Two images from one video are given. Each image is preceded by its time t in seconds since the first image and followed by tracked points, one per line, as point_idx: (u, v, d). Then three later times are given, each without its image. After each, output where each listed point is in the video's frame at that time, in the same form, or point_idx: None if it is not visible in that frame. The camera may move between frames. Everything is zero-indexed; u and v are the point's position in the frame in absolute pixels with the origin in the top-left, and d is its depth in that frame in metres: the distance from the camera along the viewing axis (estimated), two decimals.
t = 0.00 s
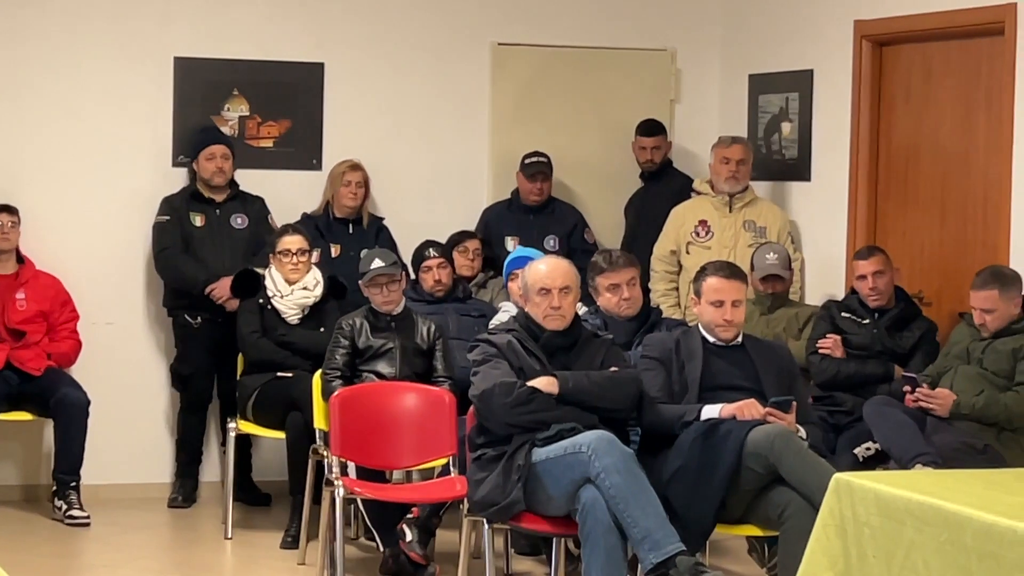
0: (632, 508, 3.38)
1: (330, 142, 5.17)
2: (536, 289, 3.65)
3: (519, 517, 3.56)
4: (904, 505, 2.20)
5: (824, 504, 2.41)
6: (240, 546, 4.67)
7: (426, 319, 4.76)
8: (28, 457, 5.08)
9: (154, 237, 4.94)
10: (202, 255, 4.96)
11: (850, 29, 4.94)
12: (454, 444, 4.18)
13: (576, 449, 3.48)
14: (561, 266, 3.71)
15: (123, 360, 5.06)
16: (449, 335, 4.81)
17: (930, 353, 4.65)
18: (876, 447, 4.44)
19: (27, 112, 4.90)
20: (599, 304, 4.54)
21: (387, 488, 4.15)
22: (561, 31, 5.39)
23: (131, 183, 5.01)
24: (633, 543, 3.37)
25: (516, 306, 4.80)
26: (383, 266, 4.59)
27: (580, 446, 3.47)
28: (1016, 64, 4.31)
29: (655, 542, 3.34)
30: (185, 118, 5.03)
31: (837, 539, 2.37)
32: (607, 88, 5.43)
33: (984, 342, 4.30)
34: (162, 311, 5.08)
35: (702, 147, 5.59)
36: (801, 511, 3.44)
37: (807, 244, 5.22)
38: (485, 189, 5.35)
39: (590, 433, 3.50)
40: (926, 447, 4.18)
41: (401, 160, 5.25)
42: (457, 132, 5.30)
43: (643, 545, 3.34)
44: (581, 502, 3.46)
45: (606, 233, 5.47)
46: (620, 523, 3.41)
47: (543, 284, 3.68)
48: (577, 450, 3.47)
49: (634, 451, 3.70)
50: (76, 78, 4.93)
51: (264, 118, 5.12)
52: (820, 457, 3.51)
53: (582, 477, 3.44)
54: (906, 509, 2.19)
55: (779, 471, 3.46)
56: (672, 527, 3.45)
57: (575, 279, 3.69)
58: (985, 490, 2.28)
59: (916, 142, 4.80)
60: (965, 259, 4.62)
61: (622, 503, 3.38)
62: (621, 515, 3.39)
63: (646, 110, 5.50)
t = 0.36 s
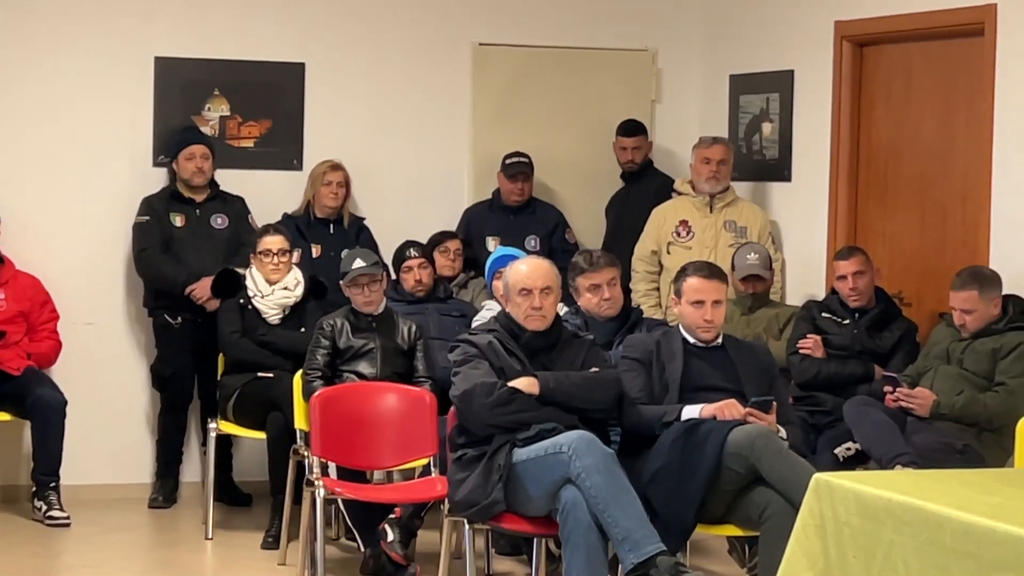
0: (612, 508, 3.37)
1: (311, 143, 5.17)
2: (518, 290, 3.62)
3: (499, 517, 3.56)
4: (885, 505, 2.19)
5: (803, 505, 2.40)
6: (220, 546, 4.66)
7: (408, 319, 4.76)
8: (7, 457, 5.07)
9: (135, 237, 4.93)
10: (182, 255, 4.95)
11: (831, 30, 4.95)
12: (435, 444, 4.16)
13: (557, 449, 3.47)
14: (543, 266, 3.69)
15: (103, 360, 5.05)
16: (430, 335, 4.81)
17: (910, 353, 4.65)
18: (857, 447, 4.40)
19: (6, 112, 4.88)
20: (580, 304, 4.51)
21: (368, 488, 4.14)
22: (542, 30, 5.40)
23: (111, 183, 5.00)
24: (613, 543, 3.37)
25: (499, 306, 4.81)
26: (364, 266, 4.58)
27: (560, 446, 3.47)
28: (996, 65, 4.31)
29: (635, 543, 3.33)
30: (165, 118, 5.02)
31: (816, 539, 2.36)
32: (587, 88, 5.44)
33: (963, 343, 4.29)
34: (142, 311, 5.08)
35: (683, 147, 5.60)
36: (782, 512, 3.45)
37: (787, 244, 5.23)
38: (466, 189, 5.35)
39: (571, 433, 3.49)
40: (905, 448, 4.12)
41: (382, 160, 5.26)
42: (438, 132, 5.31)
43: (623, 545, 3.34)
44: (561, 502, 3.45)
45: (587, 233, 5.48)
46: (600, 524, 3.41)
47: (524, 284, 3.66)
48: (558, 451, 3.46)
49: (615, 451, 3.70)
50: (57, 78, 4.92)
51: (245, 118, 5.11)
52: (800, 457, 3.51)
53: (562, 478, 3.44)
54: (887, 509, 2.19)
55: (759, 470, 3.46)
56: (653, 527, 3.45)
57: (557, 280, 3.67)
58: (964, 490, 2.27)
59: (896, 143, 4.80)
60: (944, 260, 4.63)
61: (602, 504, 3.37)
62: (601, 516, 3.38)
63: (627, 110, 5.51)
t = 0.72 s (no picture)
0: (591, 508, 3.36)
1: (290, 143, 5.18)
2: (498, 290, 3.62)
3: (479, 517, 3.54)
4: (864, 506, 2.11)
5: (780, 503, 2.31)
6: (199, 547, 4.65)
7: (387, 320, 4.74)
8: None
9: (113, 237, 4.92)
10: (160, 255, 4.95)
11: (810, 30, 4.96)
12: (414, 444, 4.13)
13: (536, 449, 3.46)
14: (521, 266, 3.69)
15: (83, 361, 5.04)
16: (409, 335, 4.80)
17: (889, 353, 4.64)
18: (836, 447, 4.41)
19: None
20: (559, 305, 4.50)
21: (346, 489, 4.10)
22: (522, 30, 5.40)
23: (90, 183, 5.00)
24: (592, 543, 3.35)
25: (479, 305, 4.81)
26: (343, 265, 4.57)
27: (540, 446, 3.45)
28: (974, 65, 4.32)
29: (614, 543, 3.32)
30: (144, 118, 5.02)
31: (795, 539, 2.27)
32: (567, 89, 5.45)
33: (942, 343, 4.27)
34: (121, 311, 5.07)
35: (663, 148, 5.61)
36: (761, 511, 3.43)
37: (766, 244, 5.23)
38: (446, 189, 5.36)
39: (550, 433, 3.48)
40: (883, 448, 4.08)
41: (361, 160, 5.26)
42: (419, 132, 5.31)
43: (602, 546, 3.32)
44: (540, 503, 3.43)
45: (567, 233, 5.49)
46: (579, 524, 3.39)
47: (504, 284, 3.65)
48: (537, 451, 3.45)
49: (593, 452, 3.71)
50: (35, 77, 4.91)
51: (224, 118, 5.11)
52: (779, 457, 3.50)
53: (541, 478, 3.43)
54: (866, 509, 2.11)
55: (738, 470, 3.45)
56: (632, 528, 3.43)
57: (536, 280, 3.67)
58: (944, 490, 2.21)
59: (876, 143, 4.81)
60: (923, 260, 4.64)
61: (581, 504, 3.36)
62: (580, 516, 3.36)
63: (606, 110, 5.52)
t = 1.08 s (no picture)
0: (567, 509, 3.36)
1: (266, 144, 5.18)
2: (474, 291, 3.60)
3: (455, 518, 3.53)
4: (840, 506, 2.15)
5: (757, 505, 2.35)
6: (174, 547, 4.64)
7: (364, 320, 4.73)
8: None
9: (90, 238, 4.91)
10: (136, 255, 4.94)
11: (786, 31, 4.97)
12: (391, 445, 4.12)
13: (513, 450, 3.46)
14: (498, 266, 3.67)
15: (58, 361, 5.03)
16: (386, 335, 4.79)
17: (865, 353, 4.64)
18: (811, 447, 4.37)
19: None
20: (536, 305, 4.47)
21: (323, 489, 4.09)
22: (498, 31, 5.41)
23: (66, 183, 4.99)
24: (569, 543, 3.35)
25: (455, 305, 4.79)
26: (320, 264, 4.55)
27: (516, 447, 3.45)
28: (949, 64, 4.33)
29: (590, 543, 3.32)
30: (120, 118, 5.01)
31: (772, 539, 2.31)
32: (544, 89, 5.46)
33: (917, 343, 4.27)
34: (97, 311, 5.06)
35: (639, 149, 5.62)
36: (736, 512, 3.44)
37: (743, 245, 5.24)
38: (423, 190, 5.36)
39: (527, 433, 3.48)
40: (859, 448, 4.06)
41: (338, 160, 5.26)
42: (395, 133, 5.31)
43: (578, 546, 3.33)
44: (517, 503, 3.43)
45: (543, 234, 5.50)
46: (555, 524, 3.40)
47: (480, 285, 3.63)
48: (514, 451, 3.44)
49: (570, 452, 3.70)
50: (11, 77, 4.90)
51: (201, 118, 5.11)
52: (754, 457, 3.51)
53: (518, 478, 3.42)
54: (842, 510, 2.15)
55: (714, 471, 3.46)
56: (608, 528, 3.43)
57: (513, 281, 3.65)
58: (917, 490, 2.24)
59: (851, 143, 4.82)
60: (899, 260, 4.65)
61: (558, 504, 3.36)
62: (556, 516, 3.36)
63: (582, 111, 5.52)
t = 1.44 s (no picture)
0: (542, 508, 3.35)
1: (241, 143, 5.18)
2: (449, 290, 3.59)
3: (430, 518, 3.50)
4: (814, 505, 2.14)
5: (731, 504, 2.33)
6: (148, 547, 4.64)
7: (339, 319, 4.72)
8: None
9: (64, 238, 4.90)
10: (111, 255, 4.92)
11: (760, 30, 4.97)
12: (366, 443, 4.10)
13: (487, 449, 3.44)
14: (472, 266, 3.65)
15: (31, 361, 5.03)
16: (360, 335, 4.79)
17: (838, 353, 4.63)
18: (786, 446, 4.36)
19: None
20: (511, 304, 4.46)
21: (298, 489, 4.06)
22: (473, 30, 5.41)
23: (39, 183, 4.98)
24: (544, 543, 3.34)
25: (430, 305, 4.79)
26: (294, 263, 4.53)
27: (491, 446, 3.44)
28: (924, 65, 4.34)
29: (565, 543, 3.31)
30: (94, 118, 5.00)
31: (746, 538, 2.29)
32: (519, 88, 5.46)
33: (892, 342, 4.26)
34: (71, 311, 5.06)
35: (615, 148, 5.63)
36: (710, 509, 3.43)
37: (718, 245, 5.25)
38: (399, 189, 5.37)
39: (501, 433, 3.46)
40: (834, 447, 4.03)
41: (313, 160, 5.27)
42: (370, 132, 5.32)
43: (553, 545, 3.32)
44: (492, 502, 3.42)
45: (519, 233, 5.50)
46: (530, 524, 3.39)
47: (455, 284, 3.63)
48: (488, 451, 3.43)
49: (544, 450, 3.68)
50: None
51: (175, 118, 5.10)
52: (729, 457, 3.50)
53: (493, 478, 3.41)
54: (816, 509, 2.14)
55: (688, 471, 3.45)
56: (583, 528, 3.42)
57: (487, 280, 3.64)
58: (888, 489, 2.23)
59: (826, 142, 4.83)
60: (873, 259, 4.65)
61: (532, 503, 3.35)
62: (531, 516, 3.36)
63: (557, 110, 5.53)
